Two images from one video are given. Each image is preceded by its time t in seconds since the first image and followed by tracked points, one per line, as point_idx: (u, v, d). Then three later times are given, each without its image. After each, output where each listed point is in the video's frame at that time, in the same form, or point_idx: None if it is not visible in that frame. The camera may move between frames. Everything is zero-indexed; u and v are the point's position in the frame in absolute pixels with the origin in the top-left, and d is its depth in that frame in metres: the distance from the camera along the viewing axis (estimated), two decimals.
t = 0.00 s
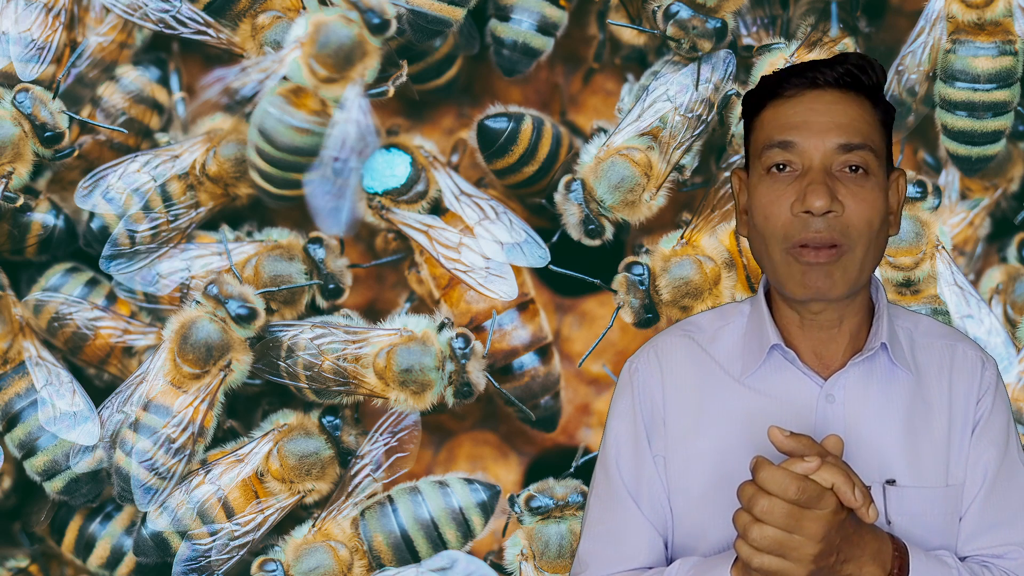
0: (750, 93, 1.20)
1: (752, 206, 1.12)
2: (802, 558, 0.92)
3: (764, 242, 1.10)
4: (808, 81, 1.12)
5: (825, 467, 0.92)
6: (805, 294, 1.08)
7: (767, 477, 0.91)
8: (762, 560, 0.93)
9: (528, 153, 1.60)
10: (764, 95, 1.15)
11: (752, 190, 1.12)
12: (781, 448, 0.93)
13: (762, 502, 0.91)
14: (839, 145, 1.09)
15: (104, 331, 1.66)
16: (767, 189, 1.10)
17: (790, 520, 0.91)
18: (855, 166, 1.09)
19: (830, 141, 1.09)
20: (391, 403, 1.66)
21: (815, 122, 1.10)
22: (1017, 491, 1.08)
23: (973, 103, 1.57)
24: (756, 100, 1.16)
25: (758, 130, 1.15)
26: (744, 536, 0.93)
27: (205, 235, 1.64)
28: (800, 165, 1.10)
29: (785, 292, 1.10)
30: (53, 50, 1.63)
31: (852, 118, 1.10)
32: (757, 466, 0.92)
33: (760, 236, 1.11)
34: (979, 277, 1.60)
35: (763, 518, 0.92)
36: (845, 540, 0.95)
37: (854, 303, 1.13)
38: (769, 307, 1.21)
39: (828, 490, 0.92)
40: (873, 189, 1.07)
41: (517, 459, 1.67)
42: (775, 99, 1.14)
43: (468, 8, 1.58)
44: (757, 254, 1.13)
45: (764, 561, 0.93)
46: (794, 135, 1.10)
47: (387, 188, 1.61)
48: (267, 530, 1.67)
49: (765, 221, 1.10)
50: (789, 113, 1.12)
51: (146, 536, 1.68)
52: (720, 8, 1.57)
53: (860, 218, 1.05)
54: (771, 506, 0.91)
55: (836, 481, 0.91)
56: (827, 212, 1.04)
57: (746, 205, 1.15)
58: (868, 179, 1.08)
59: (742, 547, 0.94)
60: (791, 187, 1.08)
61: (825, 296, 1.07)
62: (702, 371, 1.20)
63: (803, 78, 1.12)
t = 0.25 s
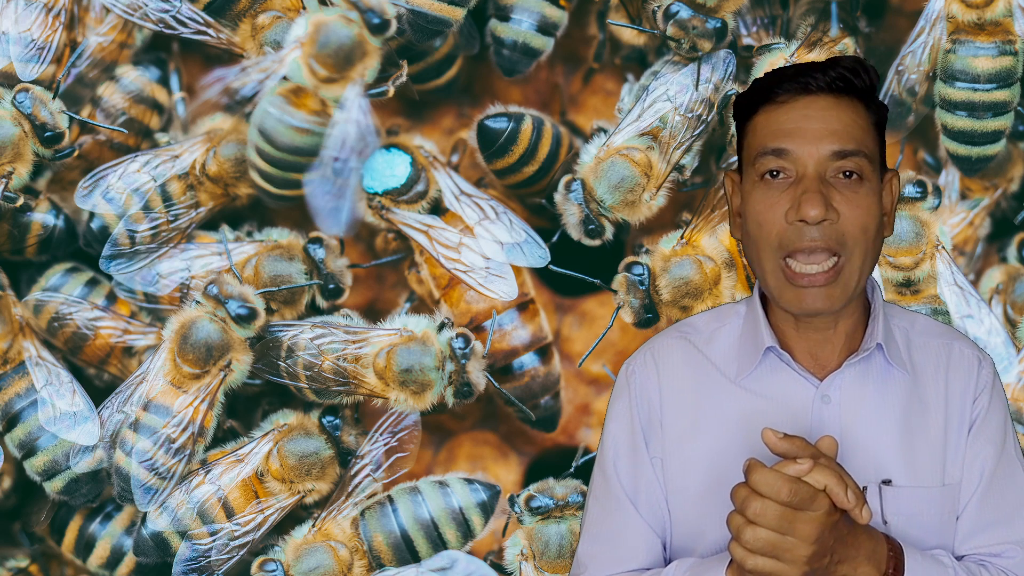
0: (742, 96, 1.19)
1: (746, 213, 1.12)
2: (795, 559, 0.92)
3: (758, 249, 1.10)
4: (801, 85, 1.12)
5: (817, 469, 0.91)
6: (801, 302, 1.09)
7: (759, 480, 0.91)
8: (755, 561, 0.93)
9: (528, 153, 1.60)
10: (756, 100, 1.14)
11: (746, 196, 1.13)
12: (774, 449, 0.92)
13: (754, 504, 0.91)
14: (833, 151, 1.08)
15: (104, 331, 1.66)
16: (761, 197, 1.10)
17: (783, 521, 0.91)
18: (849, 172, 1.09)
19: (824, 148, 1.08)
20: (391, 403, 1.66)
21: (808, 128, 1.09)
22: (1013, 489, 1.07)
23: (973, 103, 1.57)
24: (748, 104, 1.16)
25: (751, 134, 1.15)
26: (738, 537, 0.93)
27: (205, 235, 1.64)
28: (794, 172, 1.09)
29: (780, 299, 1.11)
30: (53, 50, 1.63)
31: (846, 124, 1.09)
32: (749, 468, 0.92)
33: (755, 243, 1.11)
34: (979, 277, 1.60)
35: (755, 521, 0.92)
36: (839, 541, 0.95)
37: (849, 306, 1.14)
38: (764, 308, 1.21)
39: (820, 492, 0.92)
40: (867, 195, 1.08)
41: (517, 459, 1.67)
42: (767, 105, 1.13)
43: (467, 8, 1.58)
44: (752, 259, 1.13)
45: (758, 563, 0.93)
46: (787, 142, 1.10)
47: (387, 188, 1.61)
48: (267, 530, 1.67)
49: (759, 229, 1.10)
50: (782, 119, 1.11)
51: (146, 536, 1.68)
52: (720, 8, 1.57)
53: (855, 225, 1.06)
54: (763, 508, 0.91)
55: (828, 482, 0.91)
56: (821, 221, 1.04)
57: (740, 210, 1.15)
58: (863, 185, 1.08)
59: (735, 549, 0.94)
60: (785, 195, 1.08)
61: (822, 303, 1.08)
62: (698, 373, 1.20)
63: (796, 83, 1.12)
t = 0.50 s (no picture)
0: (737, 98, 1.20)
1: (740, 211, 1.12)
2: (792, 557, 0.92)
3: (752, 246, 1.10)
4: (794, 84, 1.13)
5: (815, 467, 0.92)
6: (794, 298, 1.08)
7: (756, 478, 0.91)
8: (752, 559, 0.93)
9: (528, 153, 1.60)
10: (750, 100, 1.16)
11: (740, 194, 1.13)
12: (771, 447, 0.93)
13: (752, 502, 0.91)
14: (826, 148, 1.09)
15: (104, 331, 1.66)
16: (754, 194, 1.10)
17: (781, 519, 0.91)
18: (843, 168, 1.09)
19: (817, 145, 1.09)
20: (391, 403, 1.66)
21: (801, 126, 1.10)
22: (1009, 488, 1.07)
23: (973, 103, 1.57)
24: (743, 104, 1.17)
25: (746, 133, 1.15)
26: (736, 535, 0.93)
27: (205, 235, 1.64)
28: (788, 169, 1.10)
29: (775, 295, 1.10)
30: (53, 50, 1.63)
31: (839, 122, 1.10)
32: (747, 466, 0.92)
33: (749, 240, 1.11)
34: (979, 277, 1.60)
35: (753, 518, 0.92)
36: (835, 539, 0.95)
37: (844, 304, 1.13)
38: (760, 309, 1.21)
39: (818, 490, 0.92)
40: (861, 191, 1.07)
41: (517, 459, 1.67)
42: (762, 103, 1.14)
43: (467, 8, 1.58)
44: (746, 258, 1.13)
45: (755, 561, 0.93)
46: (781, 139, 1.10)
47: (387, 188, 1.61)
48: (267, 530, 1.67)
49: (753, 226, 1.10)
50: (776, 117, 1.12)
51: (146, 536, 1.68)
52: (720, 8, 1.57)
53: (849, 221, 1.05)
54: (762, 506, 0.91)
55: (826, 480, 0.92)
56: (815, 216, 1.04)
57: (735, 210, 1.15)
58: (856, 182, 1.08)
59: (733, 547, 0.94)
60: (779, 191, 1.08)
61: (816, 298, 1.07)
62: (695, 373, 1.20)
63: (789, 81, 1.13)
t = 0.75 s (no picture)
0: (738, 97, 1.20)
1: (740, 207, 1.12)
2: (791, 549, 0.92)
3: (751, 242, 1.10)
4: (795, 82, 1.13)
5: (815, 459, 0.92)
6: (793, 294, 1.07)
7: (757, 469, 0.91)
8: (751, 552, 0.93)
9: (528, 153, 1.60)
10: (752, 97, 1.16)
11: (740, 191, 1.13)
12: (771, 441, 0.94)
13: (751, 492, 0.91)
14: (826, 144, 1.09)
15: (104, 331, 1.66)
16: (754, 189, 1.10)
17: (781, 511, 0.91)
18: (843, 165, 1.09)
19: (818, 141, 1.09)
20: (391, 403, 1.66)
21: (802, 122, 1.10)
22: (1008, 488, 1.07)
23: (973, 103, 1.57)
24: (745, 101, 1.17)
25: (747, 131, 1.15)
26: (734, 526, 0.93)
27: (205, 235, 1.64)
28: (787, 165, 1.10)
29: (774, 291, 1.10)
30: (53, 50, 1.63)
31: (839, 119, 1.10)
32: (747, 458, 0.92)
33: (748, 236, 1.11)
34: (979, 277, 1.60)
35: (753, 510, 0.91)
36: (834, 533, 0.95)
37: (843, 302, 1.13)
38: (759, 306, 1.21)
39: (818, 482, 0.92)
40: (861, 189, 1.07)
41: (517, 459, 1.67)
42: (763, 100, 1.14)
43: (467, 8, 1.58)
44: (746, 254, 1.13)
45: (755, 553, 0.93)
46: (781, 135, 1.10)
47: (387, 188, 1.61)
48: (267, 530, 1.67)
49: (753, 222, 1.10)
50: (776, 114, 1.12)
51: (146, 536, 1.68)
52: (720, 8, 1.57)
53: (847, 216, 1.05)
54: (762, 497, 0.91)
55: (826, 472, 0.92)
56: (814, 211, 1.04)
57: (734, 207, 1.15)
58: (856, 179, 1.08)
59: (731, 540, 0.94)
60: (778, 187, 1.08)
61: (814, 295, 1.07)
62: (694, 370, 1.20)
63: (790, 79, 1.13)
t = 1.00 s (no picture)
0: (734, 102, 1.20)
1: (743, 216, 1.12)
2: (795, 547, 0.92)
3: (756, 251, 1.10)
4: (791, 87, 1.13)
5: (815, 454, 0.93)
6: (799, 300, 1.08)
7: (758, 464, 0.91)
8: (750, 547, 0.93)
9: (528, 153, 1.60)
10: (748, 103, 1.15)
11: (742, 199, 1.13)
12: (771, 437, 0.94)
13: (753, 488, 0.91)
14: (826, 150, 1.09)
15: (104, 331, 1.66)
16: (756, 198, 1.10)
17: (781, 506, 0.91)
18: (843, 170, 1.09)
19: (817, 147, 1.09)
20: (391, 403, 1.66)
21: (800, 128, 1.10)
22: (1008, 488, 1.07)
23: (973, 103, 1.57)
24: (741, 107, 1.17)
25: (744, 137, 1.15)
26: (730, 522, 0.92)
27: (205, 235, 1.64)
28: (788, 172, 1.10)
29: (781, 299, 1.10)
30: (53, 50, 1.63)
31: (838, 123, 1.10)
32: (747, 453, 0.92)
33: (753, 246, 1.11)
34: (979, 277, 1.60)
35: (754, 505, 0.92)
36: (834, 529, 0.95)
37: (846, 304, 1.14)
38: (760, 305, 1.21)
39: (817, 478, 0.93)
40: (863, 193, 1.07)
41: (517, 459, 1.67)
42: (760, 107, 1.14)
43: (467, 8, 1.58)
44: (750, 262, 1.13)
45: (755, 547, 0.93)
46: (780, 142, 1.10)
47: (388, 188, 1.61)
48: (267, 530, 1.67)
49: (757, 231, 1.10)
50: (774, 120, 1.12)
51: (146, 536, 1.68)
52: (720, 8, 1.57)
53: (850, 222, 1.05)
54: (762, 492, 0.91)
55: (826, 468, 0.92)
56: (818, 220, 1.04)
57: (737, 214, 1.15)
58: (857, 183, 1.08)
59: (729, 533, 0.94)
60: (780, 195, 1.08)
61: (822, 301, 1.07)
62: (695, 370, 1.20)
63: (786, 85, 1.13)
